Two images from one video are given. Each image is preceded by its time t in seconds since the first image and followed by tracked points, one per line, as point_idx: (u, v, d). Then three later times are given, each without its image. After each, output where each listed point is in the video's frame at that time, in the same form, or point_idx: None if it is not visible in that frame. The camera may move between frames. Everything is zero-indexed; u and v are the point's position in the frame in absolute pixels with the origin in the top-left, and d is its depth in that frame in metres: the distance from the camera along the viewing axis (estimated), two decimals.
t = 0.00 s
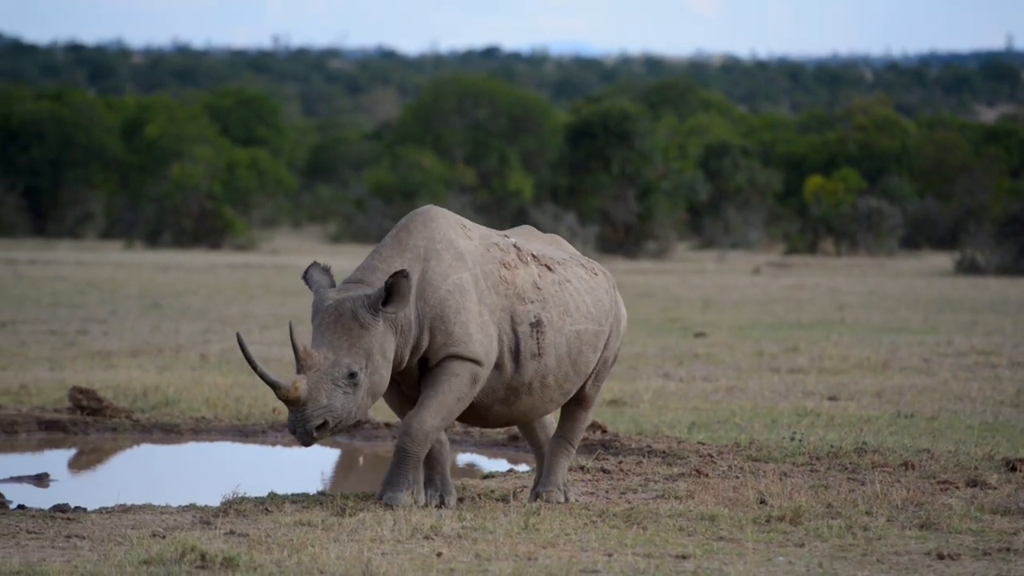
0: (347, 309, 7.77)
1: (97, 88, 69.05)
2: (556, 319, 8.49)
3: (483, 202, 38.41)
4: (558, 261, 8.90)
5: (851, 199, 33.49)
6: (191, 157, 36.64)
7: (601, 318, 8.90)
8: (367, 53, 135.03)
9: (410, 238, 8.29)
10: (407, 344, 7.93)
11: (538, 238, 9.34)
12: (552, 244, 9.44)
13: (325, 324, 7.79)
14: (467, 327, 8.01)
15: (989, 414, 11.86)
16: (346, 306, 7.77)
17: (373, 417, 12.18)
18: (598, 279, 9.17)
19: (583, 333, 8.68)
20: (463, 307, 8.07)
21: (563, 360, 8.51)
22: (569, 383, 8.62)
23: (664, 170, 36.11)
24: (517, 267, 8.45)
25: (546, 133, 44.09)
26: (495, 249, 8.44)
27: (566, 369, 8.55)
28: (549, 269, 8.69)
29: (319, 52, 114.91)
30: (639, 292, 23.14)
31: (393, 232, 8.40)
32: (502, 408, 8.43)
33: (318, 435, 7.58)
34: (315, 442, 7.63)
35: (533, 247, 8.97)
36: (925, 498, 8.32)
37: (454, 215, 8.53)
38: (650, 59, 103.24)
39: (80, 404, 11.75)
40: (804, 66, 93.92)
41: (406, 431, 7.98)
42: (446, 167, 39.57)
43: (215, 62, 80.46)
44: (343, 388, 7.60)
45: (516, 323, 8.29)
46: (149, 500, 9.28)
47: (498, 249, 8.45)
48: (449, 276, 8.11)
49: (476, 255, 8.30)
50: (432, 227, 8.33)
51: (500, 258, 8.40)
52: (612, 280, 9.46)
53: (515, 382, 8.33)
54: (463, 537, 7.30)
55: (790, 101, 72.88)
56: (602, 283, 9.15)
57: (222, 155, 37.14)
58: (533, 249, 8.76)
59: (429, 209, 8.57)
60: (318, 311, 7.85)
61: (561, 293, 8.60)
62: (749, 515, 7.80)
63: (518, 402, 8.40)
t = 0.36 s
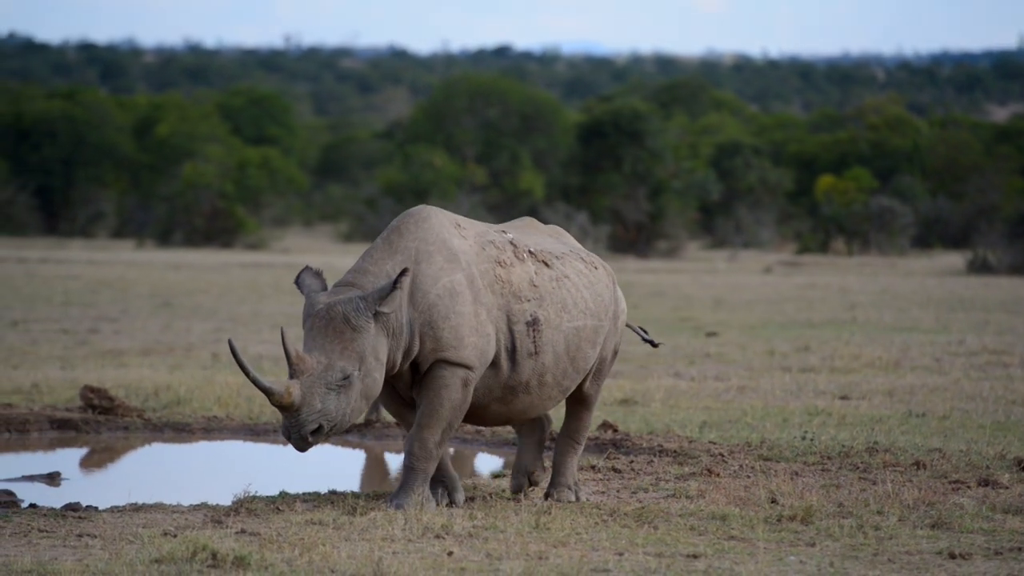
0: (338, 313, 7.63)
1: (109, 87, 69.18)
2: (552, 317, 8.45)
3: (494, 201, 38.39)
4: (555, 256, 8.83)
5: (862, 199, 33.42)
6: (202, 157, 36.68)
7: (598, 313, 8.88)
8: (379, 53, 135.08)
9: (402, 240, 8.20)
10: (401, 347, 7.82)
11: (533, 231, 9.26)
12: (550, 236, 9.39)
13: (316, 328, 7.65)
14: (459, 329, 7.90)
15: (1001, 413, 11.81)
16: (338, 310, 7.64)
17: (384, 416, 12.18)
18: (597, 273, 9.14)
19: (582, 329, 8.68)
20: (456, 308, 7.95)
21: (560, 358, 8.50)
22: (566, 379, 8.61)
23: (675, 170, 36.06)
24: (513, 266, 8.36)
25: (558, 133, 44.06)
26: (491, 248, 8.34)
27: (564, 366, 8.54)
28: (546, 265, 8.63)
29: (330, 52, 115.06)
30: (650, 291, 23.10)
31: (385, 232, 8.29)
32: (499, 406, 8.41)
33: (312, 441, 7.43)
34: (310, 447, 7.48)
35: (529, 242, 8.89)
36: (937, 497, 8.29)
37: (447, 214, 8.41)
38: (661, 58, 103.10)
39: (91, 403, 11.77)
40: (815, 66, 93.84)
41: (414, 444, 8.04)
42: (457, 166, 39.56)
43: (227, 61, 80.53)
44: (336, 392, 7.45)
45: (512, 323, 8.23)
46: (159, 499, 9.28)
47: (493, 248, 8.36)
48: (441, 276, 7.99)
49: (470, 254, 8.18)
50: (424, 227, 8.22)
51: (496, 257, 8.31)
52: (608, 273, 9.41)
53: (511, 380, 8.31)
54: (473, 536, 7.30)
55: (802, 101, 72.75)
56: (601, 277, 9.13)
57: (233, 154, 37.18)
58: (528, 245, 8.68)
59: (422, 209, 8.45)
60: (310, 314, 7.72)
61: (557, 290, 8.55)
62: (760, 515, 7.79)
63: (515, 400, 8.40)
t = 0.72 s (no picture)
0: (312, 310, 7.59)
1: (115, 87, 69.23)
2: (533, 321, 8.31)
3: (500, 201, 38.40)
4: (540, 259, 8.70)
5: (869, 199, 33.40)
6: (209, 157, 36.72)
7: (582, 317, 8.72)
8: (386, 52, 135.11)
9: (381, 240, 8.13)
10: (376, 347, 7.73)
11: (521, 233, 9.15)
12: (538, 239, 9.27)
13: (290, 324, 7.60)
14: (437, 330, 7.83)
15: (1007, 414, 11.80)
16: (311, 307, 7.59)
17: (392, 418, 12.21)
18: (583, 278, 8.98)
19: (564, 332, 8.51)
20: (434, 310, 7.87)
21: (540, 362, 8.36)
22: (545, 384, 8.47)
23: (682, 169, 36.03)
24: (495, 267, 8.26)
25: (565, 133, 44.06)
26: (473, 249, 8.25)
27: (544, 370, 8.39)
28: (530, 268, 8.50)
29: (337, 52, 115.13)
30: (657, 291, 23.10)
31: (367, 230, 8.24)
32: (476, 407, 8.27)
33: (279, 436, 7.35)
34: (276, 444, 7.40)
35: (514, 244, 8.77)
36: (943, 497, 8.29)
37: (430, 215, 8.36)
38: (668, 58, 103.07)
39: (97, 403, 11.80)
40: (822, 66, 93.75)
41: (412, 448, 8.03)
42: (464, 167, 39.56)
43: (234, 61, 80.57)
44: (306, 389, 7.38)
45: (492, 324, 8.10)
46: (166, 499, 9.30)
47: (475, 249, 8.27)
48: (420, 278, 7.93)
49: (451, 255, 8.11)
50: (405, 227, 8.16)
51: (477, 258, 8.22)
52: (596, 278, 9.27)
53: (489, 384, 8.19)
54: (479, 536, 7.31)
55: (809, 101, 72.72)
56: (586, 282, 8.96)
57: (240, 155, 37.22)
58: (513, 247, 8.57)
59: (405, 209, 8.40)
60: (285, 309, 7.67)
61: (540, 293, 8.41)
62: (767, 515, 7.79)
63: (492, 402, 8.27)
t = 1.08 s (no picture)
0: (270, 320, 7.53)
1: (124, 87, 69.31)
2: (499, 328, 8.25)
3: (509, 202, 38.40)
4: (507, 263, 8.59)
5: (878, 199, 33.35)
6: (218, 158, 36.76)
7: (549, 324, 8.65)
8: (395, 53, 135.01)
9: (347, 246, 7.97)
10: (340, 356, 7.63)
11: (489, 234, 9.02)
12: (509, 240, 9.16)
13: (247, 334, 7.55)
14: (404, 338, 7.75)
15: (1017, 415, 11.80)
16: (270, 317, 7.53)
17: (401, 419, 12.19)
18: (550, 282, 8.88)
19: (530, 339, 8.45)
20: (401, 318, 7.78)
21: (504, 368, 8.32)
22: (510, 390, 8.43)
23: (691, 170, 36.00)
24: (461, 273, 8.18)
25: (574, 134, 44.08)
26: (440, 255, 8.16)
27: (508, 377, 8.36)
28: (497, 274, 8.41)
29: (346, 53, 115.21)
30: (666, 292, 23.10)
31: (333, 233, 8.10)
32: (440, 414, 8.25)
33: (231, 448, 7.35)
34: (229, 454, 7.40)
35: (483, 248, 8.66)
36: (952, 499, 8.28)
37: (399, 218, 8.23)
38: (677, 60, 102.95)
39: (107, 404, 11.83)
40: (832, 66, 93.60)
41: (409, 450, 8.06)
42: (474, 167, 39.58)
43: (243, 62, 80.66)
44: (259, 402, 7.36)
45: (460, 331, 8.03)
46: (175, 499, 9.32)
47: (442, 255, 8.18)
48: (386, 286, 7.82)
49: (418, 261, 8.01)
50: (371, 233, 8.04)
51: (445, 264, 8.13)
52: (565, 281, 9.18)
53: (455, 390, 8.17)
54: (488, 537, 7.31)
55: (818, 101, 72.68)
56: (553, 286, 8.86)
57: (249, 155, 37.26)
58: (481, 252, 8.46)
59: (373, 212, 8.26)
60: (244, 318, 7.59)
61: (507, 301, 8.34)
62: (776, 516, 7.79)
63: (456, 409, 8.26)
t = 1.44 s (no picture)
0: (235, 313, 7.43)
1: (136, 88, 69.53)
2: (477, 323, 8.06)
3: (520, 203, 38.44)
4: (487, 260, 8.43)
5: (890, 201, 33.31)
6: (230, 159, 36.84)
7: (530, 320, 8.40)
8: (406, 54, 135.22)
9: (319, 241, 7.85)
10: (308, 350, 7.52)
11: (471, 232, 8.84)
12: (490, 238, 8.90)
13: (213, 326, 7.46)
14: (376, 331, 7.59)
15: None
16: (235, 309, 7.43)
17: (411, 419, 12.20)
18: (531, 279, 8.65)
19: (510, 336, 8.24)
20: (373, 312, 7.63)
21: (485, 365, 8.11)
22: (492, 388, 8.21)
23: (702, 172, 35.98)
24: (438, 269, 8.02)
25: (585, 135, 44.10)
26: (415, 251, 8.02)
27: (489, 374, 8.13)
28: (474, 270, 8.24)
29: (358, 54, 115.50)
30: (677, 293, 23.11)
31: (306, 231, 7.99)
32: (421, 412, 8.09)
33: (195, 441, 7.27)
34: (195, 447, 7.33)
35: (462, 245, 8.51)
36: (964, 501, 8.26)
37: (373, 215, 8.12)
38: (689, 61, 102.92)
39: (118, 404, 11.89)
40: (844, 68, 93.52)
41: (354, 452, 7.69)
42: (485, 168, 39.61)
43: (255, 63, 80.84)
44: (223, 394, 7.26)
45: (435, 327, 7.86)
46: (187, 500, 9.35)
47: (418, 251, 8.03)
48: (358, 280, 7.69)
49: (392, 257, 7.87)
50: (343, 229, 7.91)
51: (419, 260, 7.98)
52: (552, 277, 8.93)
53: (434, 388, 7.99)
54: (499, 539, 7.31)
55: (829, 102, 72.65)
56: (534, 283, 8.64)
57: (260, 156, 37.34)
58: (459, 248, 8.31)
59: (349, 209, 8.16)
60: (212, 312, 7.49)
61: (484, 296, 8.16)
62: (787, 518, 7.78)
63: (437, 408, 8.09)
